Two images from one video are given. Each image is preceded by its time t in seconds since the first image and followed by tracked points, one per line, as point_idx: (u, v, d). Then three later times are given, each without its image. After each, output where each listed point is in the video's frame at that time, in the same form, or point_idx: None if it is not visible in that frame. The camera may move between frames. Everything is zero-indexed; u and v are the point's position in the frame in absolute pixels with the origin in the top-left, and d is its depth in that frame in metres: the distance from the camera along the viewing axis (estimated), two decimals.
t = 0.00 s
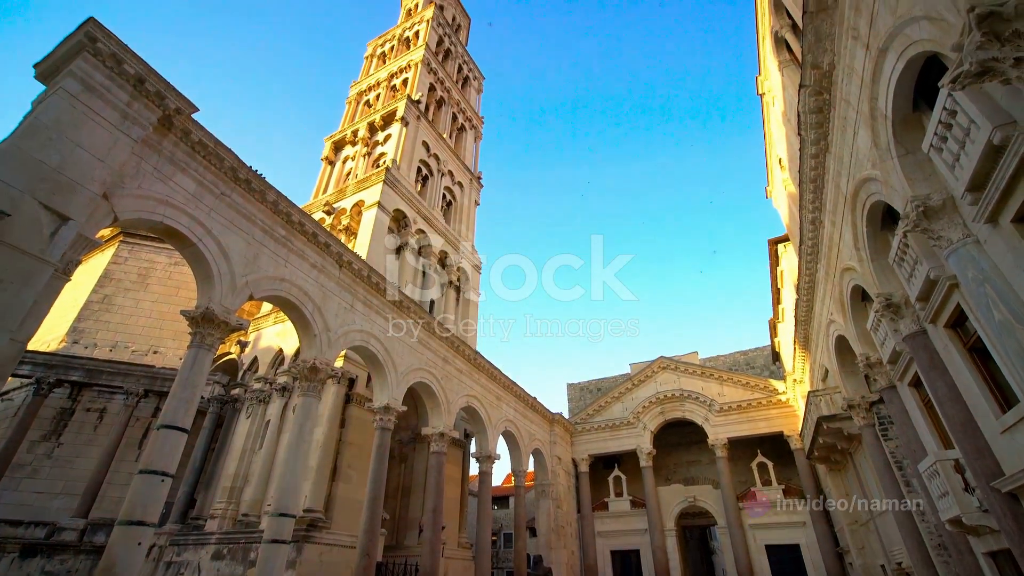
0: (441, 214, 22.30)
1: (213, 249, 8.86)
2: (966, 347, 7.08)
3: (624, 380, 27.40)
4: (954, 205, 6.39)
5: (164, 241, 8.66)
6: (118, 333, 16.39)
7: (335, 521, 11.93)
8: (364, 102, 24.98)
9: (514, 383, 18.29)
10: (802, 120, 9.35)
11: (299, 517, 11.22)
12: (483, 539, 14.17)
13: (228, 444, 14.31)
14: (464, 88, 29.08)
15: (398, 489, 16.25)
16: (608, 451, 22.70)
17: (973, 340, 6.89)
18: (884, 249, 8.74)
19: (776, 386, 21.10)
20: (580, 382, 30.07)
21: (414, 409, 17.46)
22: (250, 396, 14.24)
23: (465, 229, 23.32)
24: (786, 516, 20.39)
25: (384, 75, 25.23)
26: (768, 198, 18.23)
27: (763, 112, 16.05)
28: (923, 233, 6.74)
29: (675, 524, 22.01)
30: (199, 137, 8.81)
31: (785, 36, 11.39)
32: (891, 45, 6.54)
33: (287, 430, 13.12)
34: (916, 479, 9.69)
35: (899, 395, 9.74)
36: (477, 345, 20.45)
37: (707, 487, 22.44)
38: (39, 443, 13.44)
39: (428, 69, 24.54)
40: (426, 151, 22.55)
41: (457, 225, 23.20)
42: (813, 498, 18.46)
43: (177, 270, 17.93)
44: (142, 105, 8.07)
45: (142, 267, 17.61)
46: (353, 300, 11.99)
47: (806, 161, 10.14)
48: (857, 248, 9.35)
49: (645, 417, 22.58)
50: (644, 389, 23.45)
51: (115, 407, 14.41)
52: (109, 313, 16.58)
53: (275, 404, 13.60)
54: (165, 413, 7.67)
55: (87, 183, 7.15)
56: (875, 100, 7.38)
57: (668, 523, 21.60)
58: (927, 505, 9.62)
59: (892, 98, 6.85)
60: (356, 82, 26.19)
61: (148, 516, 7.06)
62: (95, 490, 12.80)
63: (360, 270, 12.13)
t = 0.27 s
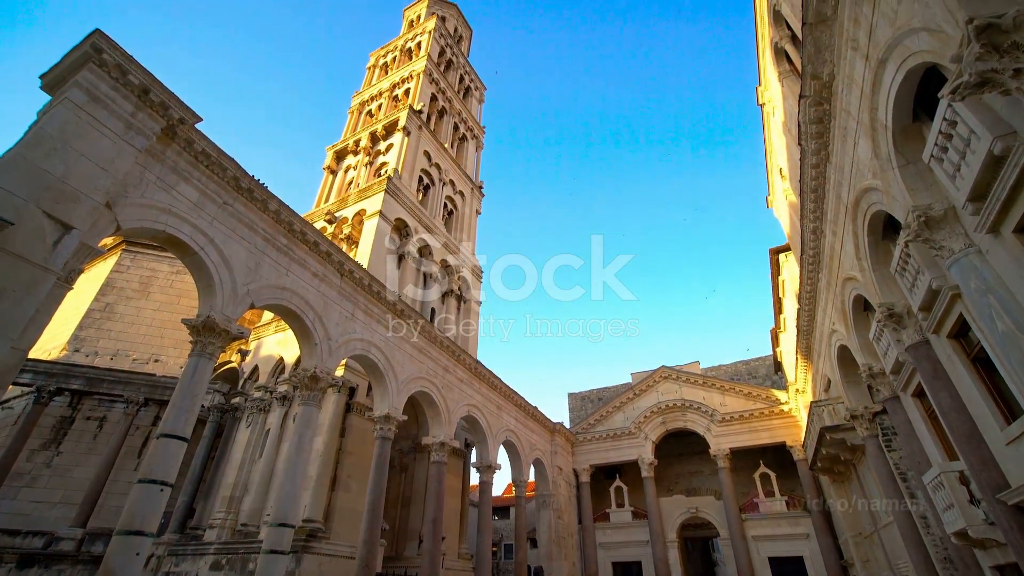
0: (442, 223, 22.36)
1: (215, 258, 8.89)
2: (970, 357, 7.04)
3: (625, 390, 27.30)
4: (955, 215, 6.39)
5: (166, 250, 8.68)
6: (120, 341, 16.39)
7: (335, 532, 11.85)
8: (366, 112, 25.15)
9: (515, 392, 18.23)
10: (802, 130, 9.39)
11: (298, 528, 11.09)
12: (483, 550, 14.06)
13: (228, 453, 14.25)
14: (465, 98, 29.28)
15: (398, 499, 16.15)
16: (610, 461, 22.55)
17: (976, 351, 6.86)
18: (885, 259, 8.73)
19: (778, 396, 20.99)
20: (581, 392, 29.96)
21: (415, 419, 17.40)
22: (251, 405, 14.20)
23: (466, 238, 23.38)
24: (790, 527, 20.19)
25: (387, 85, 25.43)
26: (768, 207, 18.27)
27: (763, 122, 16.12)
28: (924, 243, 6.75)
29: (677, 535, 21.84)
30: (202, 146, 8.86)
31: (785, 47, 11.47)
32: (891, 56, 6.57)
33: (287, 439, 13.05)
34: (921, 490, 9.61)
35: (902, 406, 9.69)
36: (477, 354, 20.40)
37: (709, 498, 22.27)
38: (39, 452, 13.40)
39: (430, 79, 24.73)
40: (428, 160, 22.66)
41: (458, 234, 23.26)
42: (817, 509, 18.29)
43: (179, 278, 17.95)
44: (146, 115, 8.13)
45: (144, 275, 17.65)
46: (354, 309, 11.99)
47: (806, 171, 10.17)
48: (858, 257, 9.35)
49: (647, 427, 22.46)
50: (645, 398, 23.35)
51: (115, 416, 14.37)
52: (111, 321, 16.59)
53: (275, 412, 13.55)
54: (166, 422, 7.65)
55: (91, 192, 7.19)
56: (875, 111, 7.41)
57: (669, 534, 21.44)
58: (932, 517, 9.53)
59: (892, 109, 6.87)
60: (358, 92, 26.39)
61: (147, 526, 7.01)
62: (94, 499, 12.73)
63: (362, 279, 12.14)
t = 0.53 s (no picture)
0: (443, 229, 22.40)
1: (217, 263, 8.90)
2: (973, 364, 7.02)
3: (626, 396, 27.22)
4: (957, 221, 6.39)
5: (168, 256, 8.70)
6: (121, 346, 16.40)
7: (335, 539, 11.79)
8: (368, 118, 25.26)
9: (516, 398, 18.18)
10: (803, 136, 9.41)
11: (298, 535, 10.96)
12: (484, 558, 13.97)
13: (229, 459, 14.22)
14: (467, 105, 29.40)
15: (398, 505, 16.08)
16: (611, 468, 22.44)
17: (980, 357, 6.83)
18: (887, 265, 8.72)
19: (781, 402, 20.91)
20: (583, 398, 29.88)
21: (416, 425, 17.35)
22: (251, 411, 14.17)
23: (467, 244, 23.41)
24: (793, 535, 20.05)
25: (389, 92, 25.57)
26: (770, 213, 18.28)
27: (764, 129, 16.16)
28: (926, 249, 6.75)
29: (679, 543, 21.75)
30: (205, 152, 8.90)
31: (785, 54, 11.51)
32: (890, 64, 6.60)
33: (287, 445, 13.01)
34: (924, 498, 9.54)
35: (905, 412, 9.65)
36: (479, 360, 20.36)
37: (712, 505, 22.15)
38: (39, 458, 13.37)
39: (431, 86, 24.86)
40: (429, 167, 22.73)
41: (460, 240, 23.29)
42: (820, 517, 18.16)
43: (181, 284, 17.98)
44: (149, 121, 8.17)
45: (146, 280, 17.69)
46: (355, 315, 11.99)
47: (807, 177, 10.19)
48: (859, 264, 9.34)
49: (648, 434, 22.36)
50: (647, 405, 23.28)
51: (115, 421, 14.33)
52: (112, 327, 16.61)
53: (276, 418, 13.52)
54: (166, 428, 7.64)
55: (94, 198, 7.22)
56: (875, 117, 7.43)
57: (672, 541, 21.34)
58: (936, 525, 9.46)
59: (892, 116, 6.89)
60: (360, 98, 26.53)
61: (146, 533, 6.98)
62: (93, 506, 12.68)
63: (363, 285, 12.14)
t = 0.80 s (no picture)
0: (444, 235, 22.42)
1: (218, 269, 8.91)
2: (975, 370, 6.99)
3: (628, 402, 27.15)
4: (957, 227, 6.39)
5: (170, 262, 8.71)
6: (122, 352, 16.39)
7: (334, 546, 11.72)
8: (370, 125, 25.36)
9: (517, 405, 18.12)
10: (803, 143, 9.44)
11: (297, 542, 10.93)
12: (484, 565, 13.88)
13: (228, 465, 14.17)
14: (468, 112, 29.52)
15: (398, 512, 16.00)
16: (613, 475, 22.33)
17: (982, 363, 6.81)
18: (888, 271, 8.71)
19: (783, 409, 20.83)
20: (584, 404, 29.79)
21: (416, 431, 17.29)
22: (252, 417, 14.12)
23: (468, 250, 23.42)
24: (797, 543, 19.91)
25: (390, 98, 25.70)
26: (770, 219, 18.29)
27: (764, 135, 16.21)
28: (927, 255, 6.75)
29: (681, 550, 21.70)
30: (207, 159, 8.93)
31: (785, 61, 11.56)
32: (890, 71, 6.62)
33: (287, 451, 12.95)
34: (928, 505, 9.48)
35: (908, 419, 9.60)
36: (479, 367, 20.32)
37: (714, 513, 22.04)
38: (38, 464, 13.33)
39: (433, 93, 24.98)
40: (430, 173, 22.79)
41: (460, 246, 23.30)
42: (823, 524, 18.03)
43: (182, 289, 17.99)
44: (152, 128, 8.20)
45: (148, 286, 17.71)
46: (356, 321, 11.99)
47: (808, 183, 10.21)
48: (861, 270, 9.34)
49: (650, 440, 22.26)
50: (648, 411, 23.20)
51: (115, 428, 14.32)
52: (113, 332, 16.61)
53: (276, 425, 13.47)
54: (166, 434, 7.62)
55: (96, 204, 7.24)
56: (874, 124, 7.46)
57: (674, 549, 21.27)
58: (941, 534, 9.38)
59: (892, 123, 6.91)
60: (362, 105, 26.65)
61: (144, 540, 6.94)
62: (92, 513, 12.62)
63: (364, 291, 12.14)
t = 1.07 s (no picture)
0: (444, 241, 22.43)
1: (217, 275, 8.90)
2: (975, 376, 6.98)
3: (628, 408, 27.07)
4: (956, 233, 6.40)
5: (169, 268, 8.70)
6: (120, 358, 16.34)
7: (332, 554, 11.63)
8: (370, 131, 25.45)
9: (517, 411, 18.06)
10: (802, 149, 9.47)
11: (295, 550, 10.82)
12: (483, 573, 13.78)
13: (226, 472, 14.09)
14: (468, 118, 29.64)
15: (397, 520, 15.91)
16: (613, 482, 22.22)
17: (982, 369, 6.80)
18: (887, 277, 8.71)
19: (783, 415, 20.78)
20: (584, 410, 29.70)
21: (415, 438, 17.22)
22: (250, 423, 14.05)
23: (467, 256, 23.43)
24: (798, 550, 19.78)
25: (390, 105, 25.80)
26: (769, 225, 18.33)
27: (763, 142, 16.27)
28: (926, 261, 6.75)
29: (682, 558, 21.52)
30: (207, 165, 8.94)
31: (783, 69, 11.63)
32: (887, 78, 6.66)
33: (285, 458, 12.88)
34: (930, 512, 9.42)
35: (909, 425, 9.57)
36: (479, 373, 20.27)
37: (715, 520, 21.84)
38: (34, 471, 13.26)
39: (432, 99, 25.09)
40: (430, 179, 22.84)
41: (460, 252, 23.30)
42: (825, 532, 17.93)
43: (181, 295, 17.96)
44: (152, 134, 8.22)
45: (147, 292, 17.68)
46: (355, 327, 11.96)
47: (806, 190, 10.23)
48: (860, 276, 9.35)
49: (650, 447, 22.17)
50: (648, 417, 23.13)
51: (112, 435, 14.26)
52: (112, 338, 16.57)
53: (274, 431, 13.41)
54: (163, 441, 7.57)
55: (96, 210, 7.24)
56: (872, 131, 7.48)
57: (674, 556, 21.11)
58: (943, 541, 9.32)
59: (890, 129, 6.93)
60: (362, 112, 26.75)
61: (141, 548, 6.88)
62: (88, 520, 12.52)
63: (363, 297, 12.13)
